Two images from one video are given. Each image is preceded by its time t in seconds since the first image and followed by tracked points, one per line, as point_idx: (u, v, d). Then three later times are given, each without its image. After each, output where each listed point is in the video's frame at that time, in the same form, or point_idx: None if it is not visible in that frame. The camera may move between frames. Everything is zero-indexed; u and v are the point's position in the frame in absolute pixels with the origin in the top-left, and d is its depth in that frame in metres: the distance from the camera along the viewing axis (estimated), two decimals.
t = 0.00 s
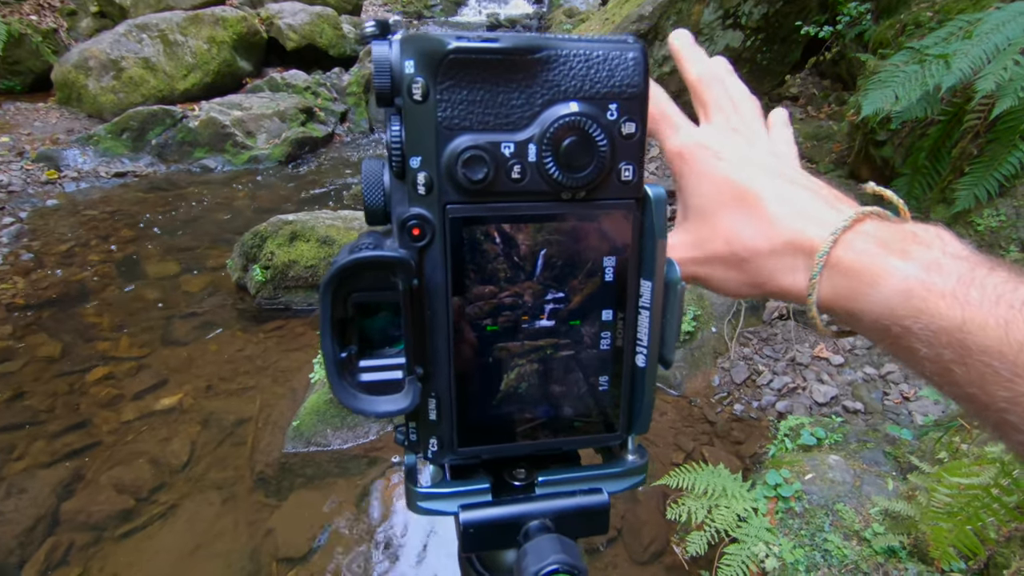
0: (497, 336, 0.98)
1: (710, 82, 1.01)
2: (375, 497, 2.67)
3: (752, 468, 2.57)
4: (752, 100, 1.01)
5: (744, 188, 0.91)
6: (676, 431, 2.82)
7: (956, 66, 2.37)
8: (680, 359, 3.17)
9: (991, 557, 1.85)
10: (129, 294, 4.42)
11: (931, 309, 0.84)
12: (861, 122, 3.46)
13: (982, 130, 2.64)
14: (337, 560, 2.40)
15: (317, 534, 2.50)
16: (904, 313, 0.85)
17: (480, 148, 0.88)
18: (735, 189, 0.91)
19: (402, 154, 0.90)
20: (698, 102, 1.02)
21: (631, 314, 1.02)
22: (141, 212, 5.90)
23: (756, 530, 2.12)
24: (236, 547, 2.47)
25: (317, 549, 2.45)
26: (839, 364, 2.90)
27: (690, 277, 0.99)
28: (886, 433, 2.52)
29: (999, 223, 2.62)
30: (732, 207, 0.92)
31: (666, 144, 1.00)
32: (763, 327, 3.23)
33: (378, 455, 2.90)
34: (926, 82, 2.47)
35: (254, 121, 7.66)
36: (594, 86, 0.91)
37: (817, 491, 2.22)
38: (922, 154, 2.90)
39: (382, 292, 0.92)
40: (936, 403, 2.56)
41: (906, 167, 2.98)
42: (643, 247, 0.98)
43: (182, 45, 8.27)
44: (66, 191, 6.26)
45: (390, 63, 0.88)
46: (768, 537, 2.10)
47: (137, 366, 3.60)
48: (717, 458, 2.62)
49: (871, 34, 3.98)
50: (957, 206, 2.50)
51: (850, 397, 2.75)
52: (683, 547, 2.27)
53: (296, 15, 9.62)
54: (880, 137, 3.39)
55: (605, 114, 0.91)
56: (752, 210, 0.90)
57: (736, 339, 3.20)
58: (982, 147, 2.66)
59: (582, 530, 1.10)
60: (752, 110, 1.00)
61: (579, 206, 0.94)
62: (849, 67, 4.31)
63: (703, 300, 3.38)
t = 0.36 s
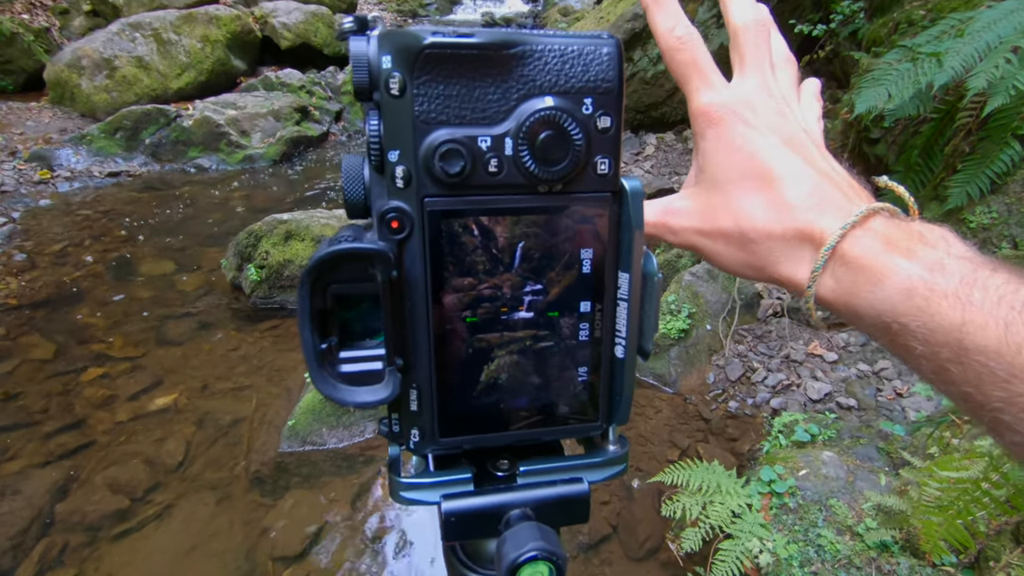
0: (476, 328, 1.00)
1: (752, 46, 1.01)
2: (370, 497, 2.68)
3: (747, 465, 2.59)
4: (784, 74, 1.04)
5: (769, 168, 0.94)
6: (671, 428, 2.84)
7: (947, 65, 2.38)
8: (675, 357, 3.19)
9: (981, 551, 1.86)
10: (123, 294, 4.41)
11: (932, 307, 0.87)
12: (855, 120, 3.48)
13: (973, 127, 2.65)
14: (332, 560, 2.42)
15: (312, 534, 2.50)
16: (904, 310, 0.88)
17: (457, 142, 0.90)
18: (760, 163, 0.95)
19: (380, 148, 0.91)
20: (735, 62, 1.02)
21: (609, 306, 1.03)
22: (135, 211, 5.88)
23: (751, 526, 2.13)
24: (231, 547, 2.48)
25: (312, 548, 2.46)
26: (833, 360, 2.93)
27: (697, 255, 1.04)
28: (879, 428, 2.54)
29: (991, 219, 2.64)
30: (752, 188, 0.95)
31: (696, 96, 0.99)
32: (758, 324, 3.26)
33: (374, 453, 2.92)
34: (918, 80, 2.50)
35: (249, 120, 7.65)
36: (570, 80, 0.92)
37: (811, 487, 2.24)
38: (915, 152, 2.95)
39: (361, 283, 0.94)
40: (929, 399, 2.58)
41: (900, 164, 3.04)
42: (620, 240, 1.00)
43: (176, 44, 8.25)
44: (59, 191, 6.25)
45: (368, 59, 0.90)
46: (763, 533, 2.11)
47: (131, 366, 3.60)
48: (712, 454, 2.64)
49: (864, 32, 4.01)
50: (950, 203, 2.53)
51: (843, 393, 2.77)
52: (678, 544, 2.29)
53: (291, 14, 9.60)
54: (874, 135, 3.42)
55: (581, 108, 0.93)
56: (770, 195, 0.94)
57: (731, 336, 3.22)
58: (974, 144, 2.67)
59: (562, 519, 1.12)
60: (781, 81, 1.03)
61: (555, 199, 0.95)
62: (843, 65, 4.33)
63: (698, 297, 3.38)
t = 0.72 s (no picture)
0: (480, 330, 1.03)
1: (743, 25, 1.02)
2: (369, 497, 2.70)
3: (745, 464, 2.63)
4: (775, 52, 1.05)
5: (757, 163, 0.95)
6: (668, 428, 2.87)
7: (942, 65, 2.43)
8: (672, 357, 3.22)
9: (976, 548, 1.90)
10: (120, 295, 4.43)
11: (913, 316, 0.88)
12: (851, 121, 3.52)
13: (968, 128, 2.69)
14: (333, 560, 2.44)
15: (314, 534, 2.53)
16: (885, 318, 0.89)
17: (462, 150, 0.93)
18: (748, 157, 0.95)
19: (388, 156, 0.95)
20: (726, 40, 1.03)
21: (609, 308, 1.06)
22: (133, 212, 5.90)
23: (748, 525, 2.17)
24: (230, 548, 2.50)
25: (312, 549, 2.48)
26: (830, 360, 2.97)
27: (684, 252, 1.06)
28: (875, 428, 2.58)
29: (986, 219, 2.68)
30: (738, 184, 0.97)
31: (686, 84, 1.00)
32: (755, 324, 3.29)
33: (372, 454, 2.94)
34: (913, 81, 2.54)
35: (246, 120, 7.66)
36: (571, 90, 0.96)
37: (807, 486, 2.29)
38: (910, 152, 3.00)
39: (369, 286, 0.97)
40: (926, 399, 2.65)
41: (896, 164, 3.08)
42: (620, 245, 1.03)
43: (173, 44, 8.26)
44: (56, 191, 6.26)
45: (377, 69, 0.93)
46: (760, 531, 2.14)
47: (128, 368, 3.62)
48: (709, 454, 2.68)
49: (861, 33, 4.06)
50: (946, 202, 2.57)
51: (840, 392, 2.81)
52: (676, 543, 2.32)
53: (288, 14, 9.62)
54: (870, 135, 3.46)
55: (581, 117, 0.96)
56: (756, 192, 0.96)
57: (729, 337, 3.26)
58: (969, 145, 2.71)
59: (563, 515, 1.15)
60: (776, 68, 1.03)
61: (557, 204, 0.98)
62: (839, 66, 4.37)
63: (695, 297, 3.42)
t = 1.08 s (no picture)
0: (493, 327, 1.05)
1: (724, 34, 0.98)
2: (370, 497, 2.72)
3: (744, 464, 2.64)
4: (758, 58, 1.01)
5: (743, 169, 0.91)
6: (668, 428, 2.89)
7: (942, 66, 2.45)
8: (672, 357, 3.24)
9: (975, 547, 1.92)
10: (120, 296, 4.44)
11: (904, 321, 0.84)
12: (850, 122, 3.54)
13: (967, 128, 2.71)
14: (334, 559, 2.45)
15: (316, 534, 2.55)
16: (876, 323, 0.86)
17: (477, 150, 0.94)
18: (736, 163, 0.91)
19: (404, 156, 0.96)
20: (708, 49, 0.99)
21: (620, 306, 1.08)
22: (131, 212, 5.91)
23: (747, 525, 2.18)
24: (231, 548, 2.51)
25: (313, 549, 2.49)
26: (829, 360, 2.99)
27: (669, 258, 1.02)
28: (874, 428, 2.59)
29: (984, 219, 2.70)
30: (724, 189, 0.93)
31: (669, 88, 0.95)
32: (754, 324, 3.31)
33: (372, 454, 2.96)
34: (912, 81, 2.55)
35: (245, 121, 7.67)
36: (584, 92, 0.97)
37: (807, 485, 2.31)
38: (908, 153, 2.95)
39: (386, 285, 0.98)
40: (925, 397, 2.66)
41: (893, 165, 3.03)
42: (631, 243, 1.05)
43: (171, 45, 8.27)
44: (55, 192, 6.26)
45: (393, 70, 0.94)
46: (760, 531, 2.16)
47: (128, 368, 3.63)
48: (709, 454, 2.69)
49: (859, 35, 4.08)
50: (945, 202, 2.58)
51: (839, 392, 2.83)
52: (676, 543, 2.34)
53: (287, 15, 9.63)
54: (868, 136, 3.48)
55: (594, 118, 0.98)
56: (744, 198, 0.91)
57: (728, 337, 3.28)
58: (968, 145, 2.73)
59: (574, 510, 1.17)
60: (762, 72, 0.99)
61: (570, 204, 1.00)
62: (837, 67, 4.40)
63: (694, 298, 3.44)
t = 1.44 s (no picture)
0: (487, 327, 1.05)
1: (709, 60, 1.05)
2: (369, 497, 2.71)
3: (743, 464, 2.64)
4: (743, 84, 1.08)
5: (724, 179, 0.99)
6: (668, 428, 2.89)
7: (941, 66, 2.45)
8: (671, 358, 3.24)
9: (975, 547, 1.92)
10: (119, 296, 4.44)
11: (889, 317, 0.90)
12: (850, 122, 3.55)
13: (966, 128, 2.72)
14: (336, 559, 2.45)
15: (314, 533, 2.55)
16: (862, 321, 0.91)
17: (471, 149, 0.94)
18: (715, 174, 0.99)
19: (397, 155, 0.96)
20: (694, 76, 1.07)
21: (614, 305, 1.08)
22: (131, 212, 5.91)
23: (747, 525, 2.18)
24: (230, 548, 2.51)
25: (313, 549, 2.49)
26: (828, 360, 2.99)
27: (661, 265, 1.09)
28: (874, 428, 2.59)
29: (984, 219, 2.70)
30: (706, 198, 1.00)
31: (654, 113, 1.04)
32: (753, 324, 3.32)
33: (372, 454, 2.96)
34: (912, 82, 2.55)
35: (245, 121, 7.67)
36: (578, 90, 0.97)
37: (806, 486, 2.30)
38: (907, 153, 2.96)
39: (379, 283, 0.98)
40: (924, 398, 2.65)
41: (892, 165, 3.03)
42: (625, 242, 1.04)
43: (171, 45, 8.27)
44: (54, 192, 6.26)
45: (386, 69, 0.94)
46: (759, 531, 2.16)
47: (127, 368, 3.63)
48: (708, 454, 2.69)
49: (859, 35, 4.08)
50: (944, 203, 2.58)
51: (839, 393, 2.82)
52: (675, 543, 2.33)
53: (287, 15, 9.63)
54: (868, 136, 3.49)
55: (588, 117, 0.98)
56: (726, 205, 0.99)
57: (727, 337, 3.28)
58: (967, 145, 2.74)
59: (568, 510, 1.16)
60: (740, 94, 1.07)
61: (564, 203, 1.00)
62: (837, 67, 4.42)
63: (694, 298, 3.45)
